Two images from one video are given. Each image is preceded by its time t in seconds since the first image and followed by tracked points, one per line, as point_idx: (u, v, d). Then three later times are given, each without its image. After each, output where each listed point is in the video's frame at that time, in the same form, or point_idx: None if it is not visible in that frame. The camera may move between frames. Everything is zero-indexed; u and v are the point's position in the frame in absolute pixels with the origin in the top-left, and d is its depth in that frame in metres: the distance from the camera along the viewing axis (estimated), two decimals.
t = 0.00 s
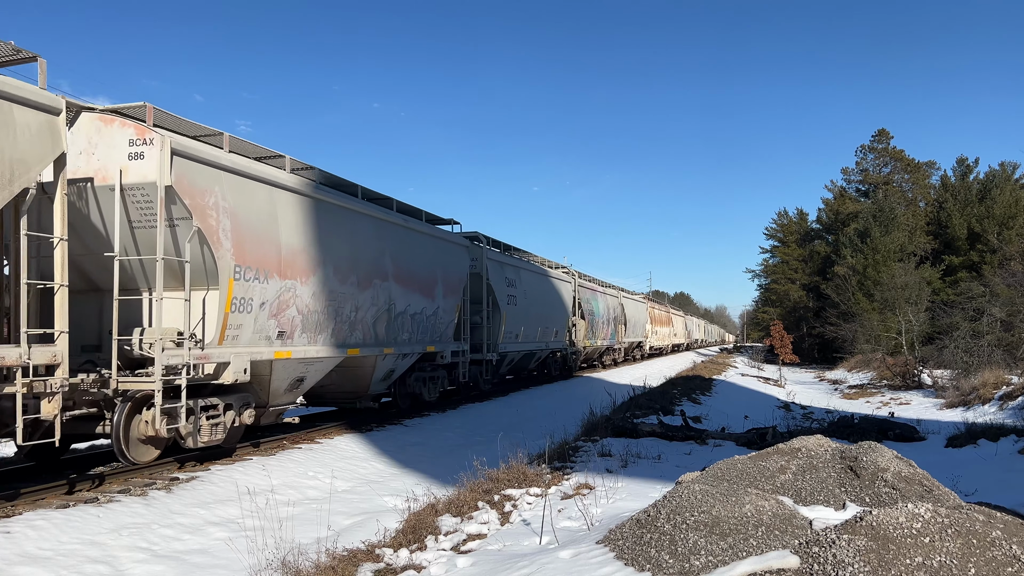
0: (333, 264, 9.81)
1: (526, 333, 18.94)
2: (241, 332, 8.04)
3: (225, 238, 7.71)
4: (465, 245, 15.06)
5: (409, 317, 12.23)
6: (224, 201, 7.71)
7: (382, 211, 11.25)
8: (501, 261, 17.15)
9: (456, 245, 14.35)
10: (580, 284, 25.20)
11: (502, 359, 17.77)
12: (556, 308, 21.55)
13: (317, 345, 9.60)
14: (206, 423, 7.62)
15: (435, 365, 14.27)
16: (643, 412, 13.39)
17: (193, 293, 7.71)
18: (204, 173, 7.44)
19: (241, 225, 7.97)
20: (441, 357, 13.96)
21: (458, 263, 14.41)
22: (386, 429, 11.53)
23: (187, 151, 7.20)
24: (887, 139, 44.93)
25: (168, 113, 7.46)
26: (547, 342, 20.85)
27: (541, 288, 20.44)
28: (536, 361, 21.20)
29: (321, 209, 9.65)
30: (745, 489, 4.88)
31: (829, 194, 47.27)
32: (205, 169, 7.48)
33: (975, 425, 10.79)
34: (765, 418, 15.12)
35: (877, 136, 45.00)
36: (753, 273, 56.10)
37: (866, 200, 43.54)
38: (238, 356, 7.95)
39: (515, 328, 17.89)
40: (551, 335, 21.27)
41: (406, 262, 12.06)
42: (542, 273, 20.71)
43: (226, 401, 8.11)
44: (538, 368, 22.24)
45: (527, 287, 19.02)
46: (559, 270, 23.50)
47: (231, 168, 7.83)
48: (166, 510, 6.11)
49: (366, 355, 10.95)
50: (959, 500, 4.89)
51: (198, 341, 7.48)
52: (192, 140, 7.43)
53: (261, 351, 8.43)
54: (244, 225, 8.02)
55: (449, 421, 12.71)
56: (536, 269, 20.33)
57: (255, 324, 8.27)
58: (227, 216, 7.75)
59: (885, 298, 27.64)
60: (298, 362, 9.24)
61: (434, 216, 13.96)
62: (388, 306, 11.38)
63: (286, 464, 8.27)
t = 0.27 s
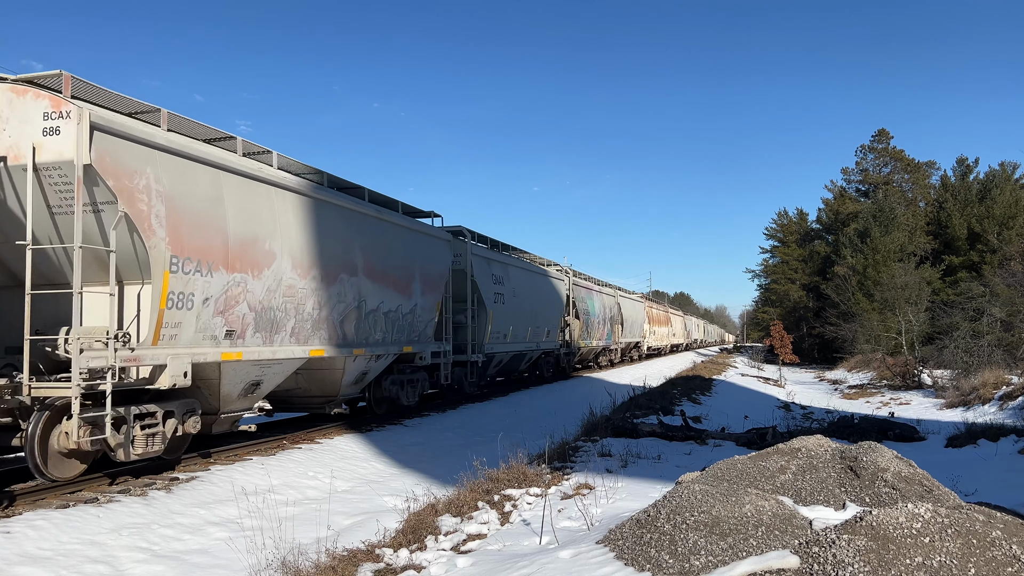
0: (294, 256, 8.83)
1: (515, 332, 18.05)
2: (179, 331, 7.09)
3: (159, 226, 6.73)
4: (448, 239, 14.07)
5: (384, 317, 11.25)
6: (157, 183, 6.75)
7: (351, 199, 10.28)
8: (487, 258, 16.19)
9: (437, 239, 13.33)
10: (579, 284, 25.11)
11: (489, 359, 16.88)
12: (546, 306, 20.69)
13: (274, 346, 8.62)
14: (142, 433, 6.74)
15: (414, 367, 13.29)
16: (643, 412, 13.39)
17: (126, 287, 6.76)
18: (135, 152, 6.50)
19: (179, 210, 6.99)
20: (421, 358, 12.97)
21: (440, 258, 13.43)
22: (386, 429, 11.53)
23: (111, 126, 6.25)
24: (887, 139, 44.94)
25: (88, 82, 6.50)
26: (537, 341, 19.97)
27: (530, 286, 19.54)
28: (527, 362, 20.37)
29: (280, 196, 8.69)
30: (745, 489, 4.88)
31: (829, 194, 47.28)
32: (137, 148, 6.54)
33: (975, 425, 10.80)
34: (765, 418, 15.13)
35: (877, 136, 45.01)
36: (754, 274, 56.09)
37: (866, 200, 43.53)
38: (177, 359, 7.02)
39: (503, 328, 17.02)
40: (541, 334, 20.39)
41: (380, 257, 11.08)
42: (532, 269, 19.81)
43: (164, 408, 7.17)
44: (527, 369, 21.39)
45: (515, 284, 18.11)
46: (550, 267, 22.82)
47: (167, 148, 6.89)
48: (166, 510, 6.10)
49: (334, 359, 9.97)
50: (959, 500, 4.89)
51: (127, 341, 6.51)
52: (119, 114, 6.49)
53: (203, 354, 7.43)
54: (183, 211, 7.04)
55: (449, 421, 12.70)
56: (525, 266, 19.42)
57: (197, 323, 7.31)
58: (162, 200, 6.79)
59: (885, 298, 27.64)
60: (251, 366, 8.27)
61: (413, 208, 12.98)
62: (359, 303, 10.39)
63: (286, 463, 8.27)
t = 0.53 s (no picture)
0: (246, 247, 7.88)
1: (502, 332, 17.13)
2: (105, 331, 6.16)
3: (77, 210, 5.80)
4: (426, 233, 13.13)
5: (354, 315, 10.28)
6: (74, 161, 5.83)
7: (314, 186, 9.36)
8: (469, 253, 15.26)
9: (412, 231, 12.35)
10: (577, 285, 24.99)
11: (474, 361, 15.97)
12: (536, 304, 19.78)
13: (221, 348, 7.65)
14: (58, 447, 5.82)
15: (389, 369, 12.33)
16: (643, 412, 13.39)
17: (43, 281, 5.73)
18: (45, 126, 5.58)
19: (101, 193, 6.05)
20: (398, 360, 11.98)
21: (418, 253, 12.50)
22: (386, 429, 11.54)
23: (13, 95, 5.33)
24: (887, 139, 44.96)
25: None
26: (525, 341, 19.06)
27: (518, 282, 18.61)
28: (516, 363, 19.48)
29: (229, 181, 7.77)
30: (745, 489, 4.88)
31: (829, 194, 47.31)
32: (48, 121, 5.63)
33: (975, 425, 10.80)
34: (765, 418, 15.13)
35: (877, 136, 45.02)
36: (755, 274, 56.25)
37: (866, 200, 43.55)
38: (101, 363, 6.07)
39: (490, 327, 16.10)
40: (530, 333, 19.47)
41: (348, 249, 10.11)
42: (520, 266, 18.89)
43: (87, 418, 6.21)
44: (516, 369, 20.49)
45: (501, 281, 17.17)
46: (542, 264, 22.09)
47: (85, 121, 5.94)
48: (166, 510, 6.11)
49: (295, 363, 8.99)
50: (959, 499, 4.90)
51: (41, 342, 5.55)
52: (25, 82, 5.58)
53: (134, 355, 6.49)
54: (107, 193, 6.10)
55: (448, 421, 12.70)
56: (513, 262, 18.47)
57: (125, 322, 6.35)
58: (80, 181, 5.85)
59: (885, 298, 27.65)
60: (196, 370, 7.34)
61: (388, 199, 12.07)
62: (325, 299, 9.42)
63: (286, 463, 8.27)
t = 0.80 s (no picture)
0: (188, 237, 6.97)
1: (490, 331, 16.17)
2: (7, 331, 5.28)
3: None
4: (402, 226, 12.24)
5: (319, 315, 9.38)
6: None
7: (272, 170, 8.46)
8: (454, 248, 14.32)
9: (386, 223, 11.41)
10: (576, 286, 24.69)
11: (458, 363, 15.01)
12: (527, 303, 18.78)
13: (158, 351, 6.76)
14: None
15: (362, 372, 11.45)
16: (643, 412, 13.39)
17: None
18: None
19: (3, 168, 5.10)
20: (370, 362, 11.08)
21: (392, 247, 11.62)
22: (386, 429, 11.54)
23: None
24: (887, 139, 44.96)
25: None
26: (515, 341, 18.06)
27: (508, 280, 17.61)
28: (506, 364, 18.49)
29: (166, 161, 6.83)
30: (745, 490, 4.88)
31: (829, 194, 47.30)
32: None
33: (975, 425, 10.80)
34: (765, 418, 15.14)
35: (878, 136, 45.03)
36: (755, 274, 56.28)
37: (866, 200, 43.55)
38: (2, 366, 5.16)
39: (475, 327, 15.13)
40: (521, 333, 18.48)
41: (312, 243, 9.22)
42: (510, 262, 17.88)
43: None
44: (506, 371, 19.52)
45: (488, 277, 16.17)
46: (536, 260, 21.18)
47: None
48: (166, 510, 6.10)
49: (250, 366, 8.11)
50: (959, 499, 4.90)
51: None
52: None
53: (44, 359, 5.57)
54: (10, 170, 5.16)
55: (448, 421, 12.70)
56: (503, 259, 17.52)
57: (34, 321, 5.47)
58: None
59: (885, 298, 27.66)
60: (127, 376, 6.47)
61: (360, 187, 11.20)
62: (284, 296, 8.53)
63: (286, 464, 8.27)
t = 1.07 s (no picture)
0: (114, 225, 6.19)
1: (474, 331, 15.34)
2: None
3: None
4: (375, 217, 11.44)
5: (276, 314, 8.56)
6: None
7: (221, 153, 7.69)
8: (435, 243, 13.50)
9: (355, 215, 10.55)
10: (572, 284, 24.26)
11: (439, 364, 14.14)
12: (515, 302, 17.92)
13: (75, 354, 5.97)
14: None
15: (331, 375, 10.59)
16: (643, 412, 13.40)
17: None
18: None
19: None
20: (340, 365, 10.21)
21: (362, 240, 10.80)
22: (386, 429, 11.54)
23: None
24: (887, 139, 44.96)
25: None
26: (502, 342, 17.20)
27: (495, 277, 16.77)
28: (494, 366, 17.62)
29: (90, 140, 6.08)
30: (745, 490, 4.88)
31: (829, 194, 47.28)
32: None
33: (975, 425, 10.80)
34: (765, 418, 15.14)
35: (878, 136, 45.02)
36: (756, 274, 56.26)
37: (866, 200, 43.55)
38: None
39: (457, 326, 14.29)
40: (508, 333, 17.61)
41: (269, 234, 8.41)
42: (497, 259, 17.04)
43: None
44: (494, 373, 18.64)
45: (473, 274, 15.34)
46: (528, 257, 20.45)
47: None
48: (166, 510, 6.10)
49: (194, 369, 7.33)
50: (960, 499, 4.89)
51: None
52: None
53: None
54: None
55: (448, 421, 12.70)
56: (490, 255, 16.68)
57: None
58: None
59: (885, 298, 27.65)
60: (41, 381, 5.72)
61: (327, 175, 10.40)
62: (233, 292, 7.74)
63: (286, 463, 8.27)
